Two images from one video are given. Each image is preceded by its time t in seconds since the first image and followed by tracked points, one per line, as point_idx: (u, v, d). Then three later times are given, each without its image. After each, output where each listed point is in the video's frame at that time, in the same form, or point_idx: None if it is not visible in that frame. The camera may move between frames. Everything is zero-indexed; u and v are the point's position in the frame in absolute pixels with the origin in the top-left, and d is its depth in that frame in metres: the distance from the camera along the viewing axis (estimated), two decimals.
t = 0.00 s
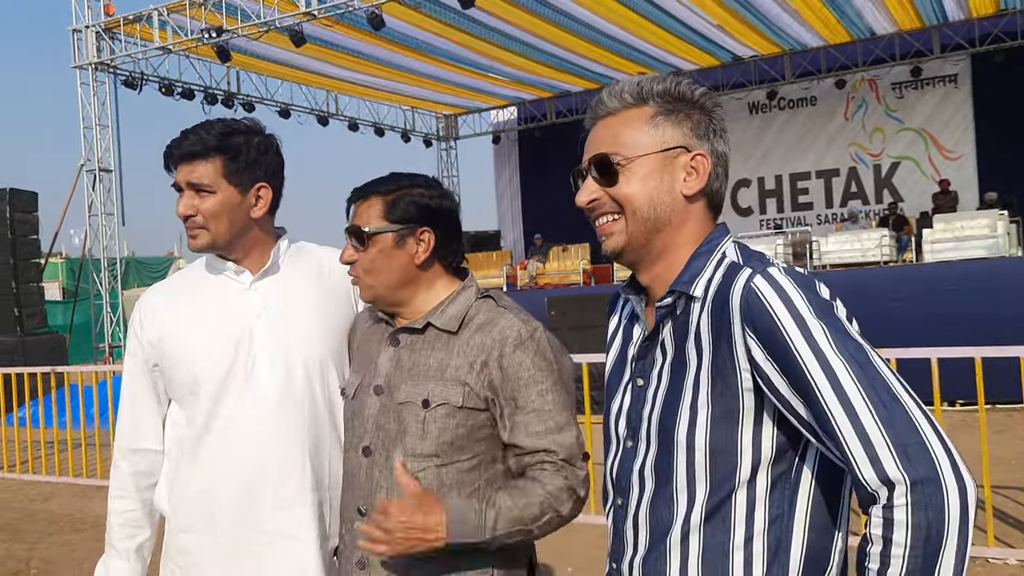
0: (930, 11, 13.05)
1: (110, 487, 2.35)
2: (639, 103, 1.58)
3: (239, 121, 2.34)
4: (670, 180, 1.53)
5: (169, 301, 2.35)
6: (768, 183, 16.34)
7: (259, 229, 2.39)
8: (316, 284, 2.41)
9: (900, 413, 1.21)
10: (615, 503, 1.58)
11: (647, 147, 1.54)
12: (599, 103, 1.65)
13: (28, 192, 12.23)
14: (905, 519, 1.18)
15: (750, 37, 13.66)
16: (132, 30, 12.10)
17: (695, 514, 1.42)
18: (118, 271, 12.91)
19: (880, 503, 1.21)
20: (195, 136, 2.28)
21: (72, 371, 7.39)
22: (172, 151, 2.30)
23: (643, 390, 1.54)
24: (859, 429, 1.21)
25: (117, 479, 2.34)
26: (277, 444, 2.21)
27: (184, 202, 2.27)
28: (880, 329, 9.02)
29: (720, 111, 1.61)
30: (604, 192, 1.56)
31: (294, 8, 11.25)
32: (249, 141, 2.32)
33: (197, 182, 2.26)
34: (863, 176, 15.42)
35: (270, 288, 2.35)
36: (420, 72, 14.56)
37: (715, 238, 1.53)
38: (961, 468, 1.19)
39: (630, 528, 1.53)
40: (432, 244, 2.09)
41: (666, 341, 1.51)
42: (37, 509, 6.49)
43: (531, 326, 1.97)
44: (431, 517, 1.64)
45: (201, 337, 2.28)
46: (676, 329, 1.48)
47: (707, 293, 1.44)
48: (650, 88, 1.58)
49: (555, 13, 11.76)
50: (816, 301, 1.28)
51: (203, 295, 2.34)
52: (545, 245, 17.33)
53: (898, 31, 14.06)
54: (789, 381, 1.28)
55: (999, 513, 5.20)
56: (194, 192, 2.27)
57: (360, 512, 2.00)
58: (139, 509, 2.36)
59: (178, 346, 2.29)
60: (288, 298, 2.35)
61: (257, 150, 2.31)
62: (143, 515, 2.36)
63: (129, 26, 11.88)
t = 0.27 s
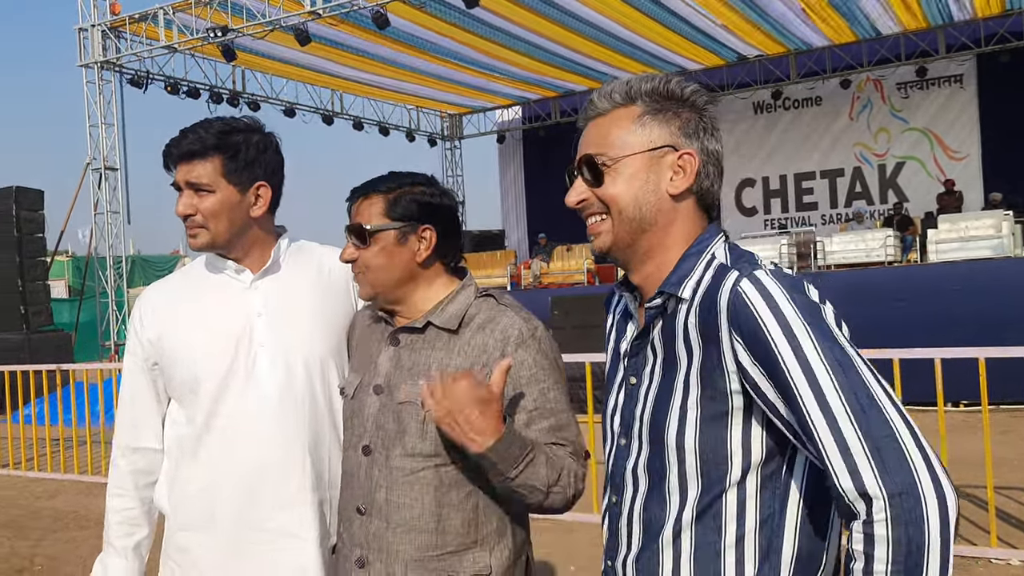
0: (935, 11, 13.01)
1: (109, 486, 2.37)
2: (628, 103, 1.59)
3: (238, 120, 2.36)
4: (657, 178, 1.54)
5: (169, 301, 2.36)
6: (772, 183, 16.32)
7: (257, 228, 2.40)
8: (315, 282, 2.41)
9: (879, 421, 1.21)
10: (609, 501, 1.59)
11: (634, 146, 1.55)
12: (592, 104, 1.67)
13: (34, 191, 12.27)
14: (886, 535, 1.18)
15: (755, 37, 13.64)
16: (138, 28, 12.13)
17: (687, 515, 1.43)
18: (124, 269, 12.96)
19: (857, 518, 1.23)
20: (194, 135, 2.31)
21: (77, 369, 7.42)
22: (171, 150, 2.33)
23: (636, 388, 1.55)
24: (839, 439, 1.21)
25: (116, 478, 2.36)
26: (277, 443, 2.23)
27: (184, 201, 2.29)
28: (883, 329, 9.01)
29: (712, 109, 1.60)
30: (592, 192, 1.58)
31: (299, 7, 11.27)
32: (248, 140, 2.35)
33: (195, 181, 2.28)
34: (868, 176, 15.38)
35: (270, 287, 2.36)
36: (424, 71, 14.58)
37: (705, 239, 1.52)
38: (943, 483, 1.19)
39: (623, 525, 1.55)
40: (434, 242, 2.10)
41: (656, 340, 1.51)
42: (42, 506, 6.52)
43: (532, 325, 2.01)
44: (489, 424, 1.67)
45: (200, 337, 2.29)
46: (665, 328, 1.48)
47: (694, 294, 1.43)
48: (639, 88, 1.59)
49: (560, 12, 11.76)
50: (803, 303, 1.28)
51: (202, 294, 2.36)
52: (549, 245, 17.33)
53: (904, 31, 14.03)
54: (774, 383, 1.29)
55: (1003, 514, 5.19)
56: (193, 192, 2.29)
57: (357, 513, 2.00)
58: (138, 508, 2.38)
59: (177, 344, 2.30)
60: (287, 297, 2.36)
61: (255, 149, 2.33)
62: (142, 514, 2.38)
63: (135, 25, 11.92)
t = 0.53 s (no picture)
0: (942, 9, 12.96)
1: (103, 487, 2.40)
2: (614, 101, 1.60)
3: (231, 121, 2.40)
4: (638, 176, 1.54)
5: (162, 302, 2.39)
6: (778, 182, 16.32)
7: (252, 229, 2.42)
8: (309, 283, 2.45)
9: (851, 442, 1.19)
10: (597, 500, 1.61)
11: (618, 145, 1.56)
12: (581, 105, 1.69)
13: (44, 192, 12.37)
14: (846, 556, 1.17)
15: (760, 36, 13.61)
16: (146, 30, 12.20)
17: (666, 516, 1.42)
18: (132, 270, 13.04)
19: (820, 538, 1.20)
20: (188, 136, 2.33)
21: (85, 370, 7.49)
22: (163, 150, 2.36)
23: (622, 387, 1.56)
24: (804, 455, 1.20)
25: (110, 479, 2.39)
26: (270, 444, 2.25)
27: (177, 203, 2.32)
28: (888, 329, 9.01)
29: (702, 105, 1.60)
30: (575, 192, 1.61)
31: (305, 8, 11.31)
32: (242, 141, 2.38)
33: (190, 184, 2.31)
34: (874, 175, 15.32)
35: (264, 289, 2.39)
36: (430, 71, 14.61)
37: (694, 239, 1.53)
38: (911, 509, 1.17)
39: (606, 521, 1.56)
40: (422, 240, 2.12)
41: (640, 338, 1.51)
42: (51, 505, 6.59)
43: (519, 325, 2.02)
44: None
45: (194, 338, 2.32)
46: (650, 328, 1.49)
47: (677, 297, 1.44)
48: (625, 86, 1.60)
49: (565, 12, 11.78)
50: (786, 312, 1.25)
51: (196, 296, 2.38)
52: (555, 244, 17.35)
53: (910, 29, 13.98)
54: (746, 389, 1.27)
55: (1006, 512, 5.18)
56: (187, 193, 2.32)
57: (353, 515, 2.02)
58: (132, 509, 2.41)
59: (170, 345, 2.33)
60: (280, 299, 2.39)
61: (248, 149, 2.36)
62: (136, 516, 2.40)
63: (143, 27, 12.00)
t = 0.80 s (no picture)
0: (951, 5, 12.86)
1: (84, 493, 2.40)
2: (590, 100, 1.56)
3: (211, 121, 2.37)
4: (602, 179, 1.50)
5: (145, 305, 2.37)
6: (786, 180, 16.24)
7: (234, 231, 2.40)
8: (293, 286, 2.42)
9: (836, 464, 1.16)
10: (568, 501, 1.57)
11: (589, 147, 1.53)
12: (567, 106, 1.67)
13: (49, 193, 12.40)
14: None
15: (767, 33, 13.54)
16: (151, 30, 12.22)
17: (633, 524, 1.39)
18: (138, 271, 13.07)
19: (799, 561, 1.17)
20: (168, 138, 2.32)
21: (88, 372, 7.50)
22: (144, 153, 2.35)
23: (599, 389, 1.52)
24: (787, 478, 1.17)
25: (92, 485, 2.39)
26: (251, 450, 2.23)
27: (157, 206, 2.31)
28: (899, 327, 8.97)
29: (679, 98, 1.51)
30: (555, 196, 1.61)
31: (310, 8, 11.31)
32: (221, 142, 2.35)
33: (168, 186, 2.29)
34: (883, 172, 15.22)
35: (246, 292, 2.37)
36: (435, 70, 14.59)
37: (687, 243, 1.48)
38: (894, 534, 1.14)
39: (575, 524, 1.53)
40: (394, 243, 2.08)
41: (620, 344, 1.47)
42: (53, 507, 6.60)
43: (502, 327, 2.01)
44: None
45: (174, 343, 2.31)
46: (628, 334, 1.45)
47: (660, 304, 1.39)
48: (600, 84, 1.56)
49: (570, 11, 11.74)
50: (772, 328, 1.21)
51: (178, 299, 2.37)
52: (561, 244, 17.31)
53: (918, 26, 13.88)
54: (725, 404, 1.23)
55: (1015, 513, 5.13)
56: (167, 196, 2.30)
57: (334, 527, 2.01)
58: (114, 516, 2.41)
59: (152, 349, 2.32)
60: (263, 302, 2.37)
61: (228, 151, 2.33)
62: (117, 522, 2.41)
63: (148, 27, 12.01)
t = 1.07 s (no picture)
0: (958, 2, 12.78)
1: (71, 494, 2.40)
2: (569, 100, 1.56)
3: (195, 121, 2.37)
4: (581, 182, 1.50)
5: (131, 306, 2.38)
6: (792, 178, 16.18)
7: (217, 232, 2.40)
8: (277, 287, 2.43)
9: (812, 473, 1.14)
10: (556, 504, 1.56)
11: (569, 149, 1.53)
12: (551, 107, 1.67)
13: (56, 194, 12.46)
14: None
15: (773, 31, 13.49)
16: (156, 31, 12.26)
17: (615, 529, 1.38)
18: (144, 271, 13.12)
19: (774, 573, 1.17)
20: (148, 138, 2.31)
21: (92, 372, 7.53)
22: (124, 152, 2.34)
23: (586, 390, 1.50)
24: (760, 485, 1.16)
25: (79, 486, 2.39)
26: (235, 452, 2.24)
27: (137, 205, 2.30)
28: (905, 326, 8.93)
29: (659, 95, 1.49)
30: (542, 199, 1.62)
31: (314, 8, 11.33)
32: (202, 141, 2.35)
33: (149, 186, 2.29)
34: (890, 170, 15.16)
35: (232, 293, 2.39)
36: (440, 70, 14.60)
37: (676, 242, 1.48)
38: (869, 543, 1.13)
39: (562, 529, 1.52)
40: (370, 246, 2.09)
41: (605, 347, 1.47)
42: (58, 507, 6.63)
43: (478, 326, 2.02)
44: None
45: (160, 344, 2.31)
46: (614, 339, 1.44)
47: (644, 306, 1.39)
48: (580, 83, 1.56)
49: (575, 9, 11.72)
50: (752, 333, 1.20)
51: (164, 300, 2.37)
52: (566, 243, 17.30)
53: (925, 23, 13.81)
54: (703, 410, 1.22)
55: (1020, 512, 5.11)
56: (148, 196, 2.29)
57: (320, 535, 2.01)
58: (101, 517, 2.41)
59: (137, 350, 2.32)
60: (249, 303, 2.38)
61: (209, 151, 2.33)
62: (105, 523, 2.40)
63: (153, 28, 12.05)
